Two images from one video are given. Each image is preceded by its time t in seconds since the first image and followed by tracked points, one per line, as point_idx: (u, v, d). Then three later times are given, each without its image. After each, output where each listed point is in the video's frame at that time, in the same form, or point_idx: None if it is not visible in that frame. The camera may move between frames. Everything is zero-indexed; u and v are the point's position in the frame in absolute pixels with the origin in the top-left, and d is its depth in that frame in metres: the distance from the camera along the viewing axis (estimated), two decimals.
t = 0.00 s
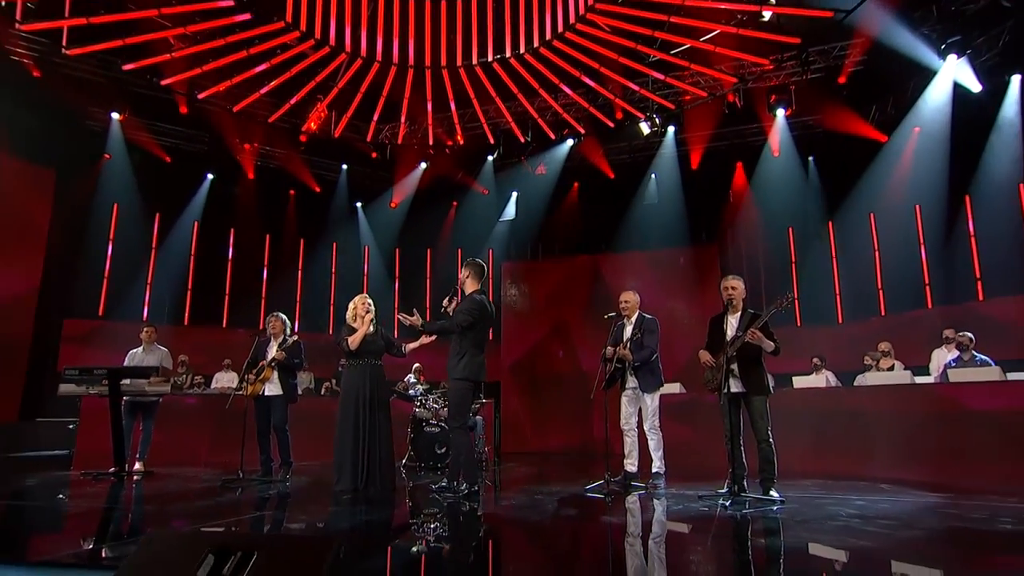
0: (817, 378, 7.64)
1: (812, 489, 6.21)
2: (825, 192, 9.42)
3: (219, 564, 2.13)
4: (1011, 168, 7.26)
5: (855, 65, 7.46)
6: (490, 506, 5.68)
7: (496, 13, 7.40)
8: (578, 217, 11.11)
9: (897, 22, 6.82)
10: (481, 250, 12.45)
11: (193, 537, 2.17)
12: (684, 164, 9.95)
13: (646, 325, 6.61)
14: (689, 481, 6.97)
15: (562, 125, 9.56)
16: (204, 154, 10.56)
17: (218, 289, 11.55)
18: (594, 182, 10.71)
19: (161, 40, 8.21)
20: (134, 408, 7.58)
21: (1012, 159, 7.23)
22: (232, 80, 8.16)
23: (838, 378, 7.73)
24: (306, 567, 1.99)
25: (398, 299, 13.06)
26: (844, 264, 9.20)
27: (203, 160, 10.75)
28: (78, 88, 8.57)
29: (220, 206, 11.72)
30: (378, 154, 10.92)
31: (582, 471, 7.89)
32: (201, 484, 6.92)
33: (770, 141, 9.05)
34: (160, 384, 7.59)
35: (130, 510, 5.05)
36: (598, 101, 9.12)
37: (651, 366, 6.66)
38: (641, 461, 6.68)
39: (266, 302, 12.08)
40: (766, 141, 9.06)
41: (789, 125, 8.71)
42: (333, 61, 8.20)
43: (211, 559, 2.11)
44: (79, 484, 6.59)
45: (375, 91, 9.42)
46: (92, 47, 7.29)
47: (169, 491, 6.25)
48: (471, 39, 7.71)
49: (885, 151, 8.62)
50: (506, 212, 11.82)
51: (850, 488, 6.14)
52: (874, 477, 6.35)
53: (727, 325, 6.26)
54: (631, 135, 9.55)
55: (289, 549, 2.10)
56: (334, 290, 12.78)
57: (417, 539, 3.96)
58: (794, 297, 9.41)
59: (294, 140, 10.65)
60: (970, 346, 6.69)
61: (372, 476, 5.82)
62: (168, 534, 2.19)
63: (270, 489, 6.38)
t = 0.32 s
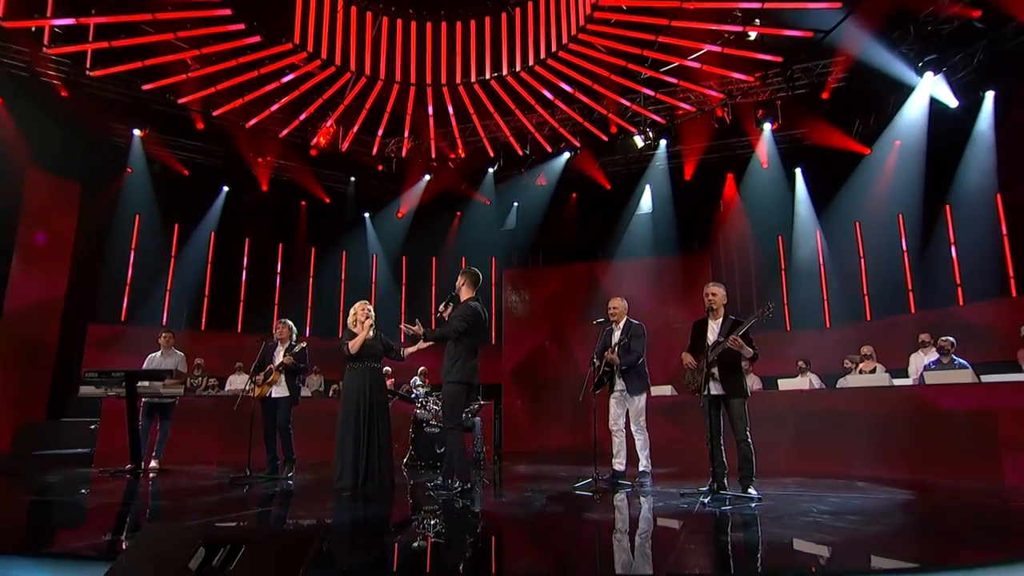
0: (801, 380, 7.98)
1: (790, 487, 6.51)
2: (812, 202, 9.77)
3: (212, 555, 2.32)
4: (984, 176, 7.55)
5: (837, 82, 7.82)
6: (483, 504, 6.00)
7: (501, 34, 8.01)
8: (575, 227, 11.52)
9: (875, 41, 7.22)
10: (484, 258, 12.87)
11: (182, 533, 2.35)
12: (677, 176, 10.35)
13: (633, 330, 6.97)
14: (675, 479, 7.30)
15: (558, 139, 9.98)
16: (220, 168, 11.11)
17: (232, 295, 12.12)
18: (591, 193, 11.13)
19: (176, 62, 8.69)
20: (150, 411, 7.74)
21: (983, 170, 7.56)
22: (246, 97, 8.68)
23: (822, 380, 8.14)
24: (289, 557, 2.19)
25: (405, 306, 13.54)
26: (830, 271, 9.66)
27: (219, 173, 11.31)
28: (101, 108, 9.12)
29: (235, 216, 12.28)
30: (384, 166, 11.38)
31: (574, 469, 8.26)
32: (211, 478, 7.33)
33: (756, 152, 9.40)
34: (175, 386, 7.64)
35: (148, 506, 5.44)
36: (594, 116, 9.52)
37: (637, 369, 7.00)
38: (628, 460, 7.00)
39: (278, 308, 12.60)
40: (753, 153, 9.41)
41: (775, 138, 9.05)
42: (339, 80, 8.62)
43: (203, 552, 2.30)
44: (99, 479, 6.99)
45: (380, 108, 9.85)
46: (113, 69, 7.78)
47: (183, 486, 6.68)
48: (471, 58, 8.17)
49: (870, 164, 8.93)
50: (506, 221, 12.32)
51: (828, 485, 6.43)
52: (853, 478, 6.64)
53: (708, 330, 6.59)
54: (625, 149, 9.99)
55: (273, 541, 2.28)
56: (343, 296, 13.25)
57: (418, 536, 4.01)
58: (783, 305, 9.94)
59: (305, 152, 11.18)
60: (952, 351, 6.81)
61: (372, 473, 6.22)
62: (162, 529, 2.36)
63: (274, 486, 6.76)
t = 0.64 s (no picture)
0: (785, 380, 8.30)
1: (769, 483, 6.81)
2: (799, 210, 10.15)
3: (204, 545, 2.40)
4: (960, 183, 8.00)
5: (822, 94, 8.22)
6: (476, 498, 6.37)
7: (498, 49, 8.46)
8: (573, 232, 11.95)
9: (856, 56, 7.56)
10: (485, 263, 13.30)
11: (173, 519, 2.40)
12: (670, 183, 10.76)
13: (621, 332, 7.33)
14: (662, 474, 7.63)
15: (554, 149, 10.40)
16: (235, 177, 11.67)
17: (244, 299, 12.63)
18: (587, 200, 11.58)
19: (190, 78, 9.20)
20: (165, 409, 7.99)
21: (959, 178, 8.03)
22: (257, 109, 9.15)
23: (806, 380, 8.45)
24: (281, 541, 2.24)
25: (411, 309, 14.04)
26: (819, 274, 10.04)
27: (233, 182, 11.88)
28: (123, 121, 9.68)
29: (248, 223, 12.83)
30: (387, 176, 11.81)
31: (566, 465, 8.64)
32: (222, 471, 7.76)
33: (744, 160, 9.81)
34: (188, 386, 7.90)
35: (162, 499, 5.84)
36: (589, 127, 9.93)
37: (624, 369, 7.36)
38: (617, 456, 7.34)
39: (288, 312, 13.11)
40: (741, 161, 9.83)
41: (763, 148, 9.39)
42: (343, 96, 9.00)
43: (196, 541, 2.35)
44: (117, 472, 7.44)
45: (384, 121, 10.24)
46: (132, 84, 8.27)
47: (195, 479, 7.13)
48: (469, 73, 8.58)
49: (854, 172, 9.30)
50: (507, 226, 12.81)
51: (806, 481, 6.72)
52: (831, 475, 6.94)
53: (690, 332, 6.89)
54: (619, 157, 10.34)
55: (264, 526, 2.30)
56: (351, 300, 13.74)
57: (418, 529, 4.03)
58: (773, 307, 10.28)
59: (314, 161, 11.70)
60: (923, 351, 7.32)
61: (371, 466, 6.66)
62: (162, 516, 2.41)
63: (280, 480, 7.17)
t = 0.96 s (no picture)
0: (769, 378, 8.64)
1: (749, 477, 7.13)
2: (787, 217, 10.70)
3: (198, 534, 2.55)
4: (938, 190, 8.49)
5: (806, 105, 8.66)
6: (467, 492, 6.74)
7: (494, 63, 8.85)
8: (569, 235, 12.21)
9: (839, 69, 7.97)
10: (487, 266, 13.85)
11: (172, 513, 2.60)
12: (663, 190, 11.27)
13: (607, 333, 7.63)
14: (648, 470, 7.97)
15: (550, 157, 10.86)
16: (248, 184, 12.25)
17: (255, 302, 13.16)
18: (584, 206, 12.08)
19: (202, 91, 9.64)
20: (177, 407, 8.36)
21: (937, 185, 8.50)
22: (267, 120, 9.59)
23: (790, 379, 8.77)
24: (271, 532, 2.44)
25: (416, 311, 14.56)
26: (805, 276, 10.60)
27: (246, 189, 12.47)
28: (140, 131, 10.20)
29: (259, 228, 13.41)
30: (391, 183, 12.28)
31: (557, 461, 9.01)
32: (230, 465, 8.21)
33: (732, 167, 10.29)
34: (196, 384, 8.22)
35: (173, 491, 6.27)
36: (583, 136, 10.36)
37: (612, 368, 7.69)
38: (604, 452, 7.72)
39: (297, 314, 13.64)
40: (729, 168, 10.31)
41: (750, 155, 9.97)
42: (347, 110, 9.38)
43: (188, 532, 2.51)
44: (132, 466, 7.89)
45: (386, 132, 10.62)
46: (147, 98, 8.75)
47: (205, 473, 7.56)
48: (466, 86, 8.98)
49: (839, 177, 9.73)
50: (507, 231, 13.31)
51: (784, 476, 7.02)
52: (808, 471, 7.26)
53: (673, 333, 7.13)
54: (614, 164, 10.79)
55: (254, 520, 2.50)
56: (357, 302, 14.22)
57: (416, 521, 4.18)
58: (762, 308, 10.87)
59: (322, 169, 12.24)
60: (896, 351, 8.02)
61: (369, 461, 7.08)
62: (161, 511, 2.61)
63: (286, 474, 7.61)
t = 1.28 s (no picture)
0: (754, 376, 8.92)
1: (729, 471, 7.42)
2: (776, 220, 11.07)
3: (192, 522, 2.74)
4: (916, 195, 8.90)
5: (792, 114, 9.10)
6: (458, 485, 7.09)
7: (490, 73, 9.20)
8: (564, 239, 12.99)
9: (823, 82, 8.49)
10: (488, 269, 14.22)
11: (169, 504, 2.76)
12: (656, 195, 11.68)
13: (595, 333, 7.95)
14: (635, 465, 8.29)
15: (546, 163, 11.28)
16: (257, 191, 12.75)
17: (264, 303, 13.63)
18: (580, 210, 12.60)
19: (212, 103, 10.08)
20: (187, 403, 8.80)
21: (915, 190, 8.92)
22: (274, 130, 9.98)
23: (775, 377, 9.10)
24: (256, 525, 2.58)
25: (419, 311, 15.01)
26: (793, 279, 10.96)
27: (255, 196, 12.99)
28: (155, 140, 10.70)
29: (267, 232, 13.92)
30: (393, 188, 12.73)
31: (550, 456, 9.40)
32: (237, 459, 8.63)
33: (721, 172, 10.69)
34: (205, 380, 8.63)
35: (183, 484, 6.70)
36: (578, 144, 10.75)
37: (600, 367, 8.01)
38: (592, 447, 8.06)
39: (304, 314, 14.10)
40: (718, 173, 10.71)
41: (738, 162, 10.32)
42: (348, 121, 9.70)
43: (183, 520, 2.71)
44: (144, 459, 8.33)
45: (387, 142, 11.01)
46: (160, 109, 9.16)
47: (213, 466, 7.99)
48: (463, 96, 9.33)
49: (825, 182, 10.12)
50: (506, 235, 13.94)
51: (764, 470, 7.30)
52: (787, 466, 7.54)
53: (656, 333, 7.34)
54: (607, 170, 11.21)
55: (242, 512, 2.65)
56: (363, 302, 14.68)
57: (413, 513, 4.38)
58: (752, 309, 11.24)
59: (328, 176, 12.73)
60: (875, 351, 8.36)
61: (367, 456, 7.47)
62: (157, 503, 2.77)
63: (290, 467, 8.03)
